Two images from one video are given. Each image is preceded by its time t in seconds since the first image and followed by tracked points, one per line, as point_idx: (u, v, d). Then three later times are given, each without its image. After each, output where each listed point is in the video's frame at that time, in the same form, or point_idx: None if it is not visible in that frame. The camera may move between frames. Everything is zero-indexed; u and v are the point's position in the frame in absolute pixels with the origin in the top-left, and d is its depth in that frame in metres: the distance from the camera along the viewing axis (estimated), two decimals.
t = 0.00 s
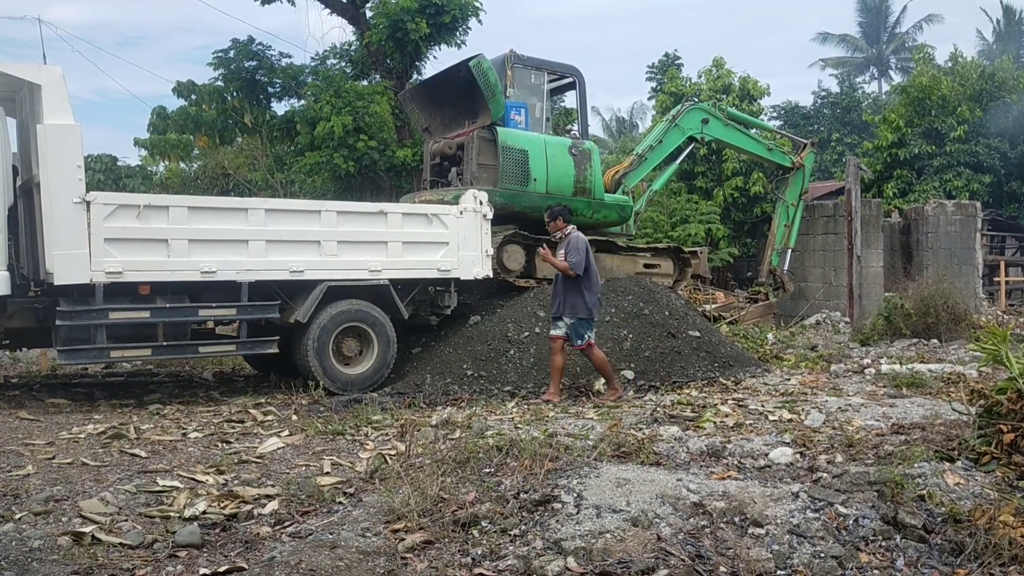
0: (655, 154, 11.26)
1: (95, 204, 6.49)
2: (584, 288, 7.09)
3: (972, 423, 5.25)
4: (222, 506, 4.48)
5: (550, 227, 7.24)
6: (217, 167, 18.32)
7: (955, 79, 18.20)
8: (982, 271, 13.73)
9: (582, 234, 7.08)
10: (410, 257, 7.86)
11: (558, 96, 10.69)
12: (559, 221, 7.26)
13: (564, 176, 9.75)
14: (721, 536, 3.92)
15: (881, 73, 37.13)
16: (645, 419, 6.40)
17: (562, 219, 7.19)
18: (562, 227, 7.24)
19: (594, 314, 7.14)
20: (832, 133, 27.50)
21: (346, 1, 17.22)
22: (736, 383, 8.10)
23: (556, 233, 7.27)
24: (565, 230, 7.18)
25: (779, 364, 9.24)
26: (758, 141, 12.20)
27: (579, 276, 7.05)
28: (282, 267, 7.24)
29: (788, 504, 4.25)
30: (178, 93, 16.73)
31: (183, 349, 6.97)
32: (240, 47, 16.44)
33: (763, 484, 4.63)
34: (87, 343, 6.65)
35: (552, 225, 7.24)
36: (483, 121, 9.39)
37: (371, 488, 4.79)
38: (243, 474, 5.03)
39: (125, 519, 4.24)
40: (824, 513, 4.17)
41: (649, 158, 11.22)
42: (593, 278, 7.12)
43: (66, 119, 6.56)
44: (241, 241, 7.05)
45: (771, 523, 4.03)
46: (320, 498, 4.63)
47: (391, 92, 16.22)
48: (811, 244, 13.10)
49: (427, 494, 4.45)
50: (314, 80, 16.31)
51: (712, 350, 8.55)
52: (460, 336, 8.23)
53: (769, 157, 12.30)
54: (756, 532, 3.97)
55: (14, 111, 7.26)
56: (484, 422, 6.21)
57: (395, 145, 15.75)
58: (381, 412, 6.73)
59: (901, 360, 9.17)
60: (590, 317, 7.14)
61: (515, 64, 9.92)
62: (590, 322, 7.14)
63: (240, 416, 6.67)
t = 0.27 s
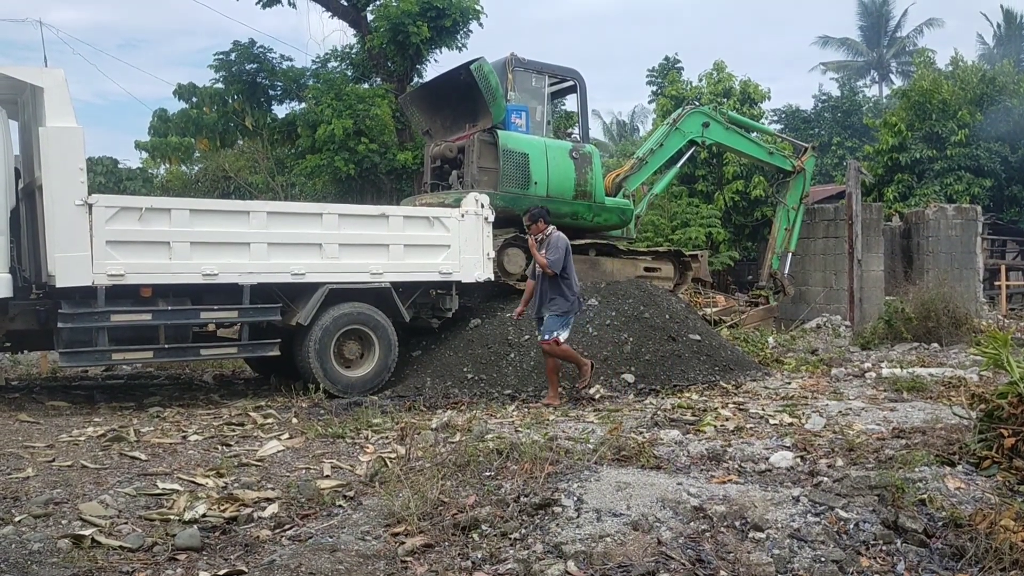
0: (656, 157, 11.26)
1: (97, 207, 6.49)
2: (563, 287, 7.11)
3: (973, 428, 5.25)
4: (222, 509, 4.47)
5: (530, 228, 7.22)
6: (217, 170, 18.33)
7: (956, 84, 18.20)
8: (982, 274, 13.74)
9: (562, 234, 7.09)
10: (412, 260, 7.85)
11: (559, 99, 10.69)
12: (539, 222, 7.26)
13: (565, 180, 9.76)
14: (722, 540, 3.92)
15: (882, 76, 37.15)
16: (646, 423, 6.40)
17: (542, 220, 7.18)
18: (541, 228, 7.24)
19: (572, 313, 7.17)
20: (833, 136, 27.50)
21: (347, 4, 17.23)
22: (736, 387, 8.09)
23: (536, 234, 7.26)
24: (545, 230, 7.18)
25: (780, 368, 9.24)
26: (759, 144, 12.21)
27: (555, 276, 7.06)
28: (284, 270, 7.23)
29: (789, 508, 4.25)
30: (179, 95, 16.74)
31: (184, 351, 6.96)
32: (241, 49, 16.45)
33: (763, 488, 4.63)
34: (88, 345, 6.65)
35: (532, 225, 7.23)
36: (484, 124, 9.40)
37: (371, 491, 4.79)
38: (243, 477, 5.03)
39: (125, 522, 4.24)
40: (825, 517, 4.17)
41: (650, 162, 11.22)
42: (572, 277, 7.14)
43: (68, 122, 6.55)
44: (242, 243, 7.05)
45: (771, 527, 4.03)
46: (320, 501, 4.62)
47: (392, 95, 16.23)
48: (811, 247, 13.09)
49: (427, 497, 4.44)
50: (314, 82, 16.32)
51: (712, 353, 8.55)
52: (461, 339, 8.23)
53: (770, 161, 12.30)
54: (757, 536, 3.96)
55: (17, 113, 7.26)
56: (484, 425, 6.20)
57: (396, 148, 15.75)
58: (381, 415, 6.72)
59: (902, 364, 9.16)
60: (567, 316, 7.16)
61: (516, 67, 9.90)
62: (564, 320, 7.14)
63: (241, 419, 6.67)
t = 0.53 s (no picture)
0: (656, 162, 11.27)
1: (98, 211, 6.50)
2: (549, 292, 7.10)
3: (973, 433, 5.25)
4: (223, 513, 4.47)
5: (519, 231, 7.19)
6: (218, 174, 18.35)
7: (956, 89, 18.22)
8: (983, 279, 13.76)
9: (549, 240, 7.10)
10: (412, 264, 7.86)
11: (559, 104, 10.70)
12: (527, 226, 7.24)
13: (565, 184, 9.76)
14: (722, 544, 3.92)
15: (881, 81, 37.19)
16: (646, 427, 6.40)
17: (530, 224, 7.17)
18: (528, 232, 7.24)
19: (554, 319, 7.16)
20: (833, 141, 27.54)
21: (348, 9, 17.27)
22: (737, 391, 8.09)
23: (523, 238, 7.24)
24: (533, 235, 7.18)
25: (780, 372, 9.24)
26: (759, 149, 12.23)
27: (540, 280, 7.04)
28: (284, 274, 7.24)
29: (789, 513, 4.25)
30: (180, 99, 16.77)
31: (184, 355, 6.97)
32: (242, 54, 16.49)
33: (764, 492, 4.62)
34: (88, 348, 6.65)
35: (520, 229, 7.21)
36: (485, 128, 9.41)
37: (371, 496, 4.79)
38: (243, 481, 5.03)
39: (125, 526, 4.23)
40: (825, 521, 4.17)
41: (650, 166, 11.23)
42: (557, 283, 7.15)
43: (69, 127, 6.55)
44: (243, 247, 7.06)
45: (772, 532, 4.02)
46: (320, 505, 4.62)
47: (392, 99, 16.26)
48: (812, 252, 13.09)
49: (428, 502, 4.44)
50: (315, 87, 16.35)
51: (713, 358, 8.55)
52: (461, 343, 8.24)
53: (770, 165, 12.31)
54: (757, 541, 3.96)
55: (18, 118, 7.28)
56: (484, 429, 6.20)
57: (397, 152, 15.77)
58: (381, 420, 6.72)
59: (902, 369, 9.17)
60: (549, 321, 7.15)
61: (517, 72, 9.92)
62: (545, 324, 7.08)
63: (241, 423, 6.66)
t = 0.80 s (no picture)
0: (656, 163, 11.27)
1: (93, 212, 6.49)
2: (529, 299, 6.98)
3: (974, 433, 5.24)
4: (223, 515, 4.47)
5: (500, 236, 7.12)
6: (218, 175, 18.34)
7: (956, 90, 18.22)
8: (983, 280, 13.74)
9: (530, 245, 7.00)
10: (409, 266, 7.86)
11: (559, 105, 10.70)
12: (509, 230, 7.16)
13: (565, 185, 9.76)
14: (723, 546, 3.91)
15: (882, 82, 37.18)
16: (646, 428, 6.40)
17: (512, 228, 7.09)
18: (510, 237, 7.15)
19: (536, 326, 7.02)
20: (833, 141, 27.54)
21: (348, 10, 17.27)
22: (737, 392, 8.08)
23: (505, 242, 7.16)
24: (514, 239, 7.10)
25: (781, 373, 9.24)
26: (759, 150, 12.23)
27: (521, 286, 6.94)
28: (281, 276, 7.24)
29: (790, 514, 4.24)
30: (181, 101, 16.77)
31: (180, 357, 6.97)
32: (242, 55, 16.51)
33: (764, 494, 4.62)
34: (83, 350, 6.65)
35: (501, 234, 7.14)
36: (485, 129, 9.41)
37: (372, 497, 4.78)
38: (243, 483, 5.02)
39: (125, 528, 4.23)
40: (826, 522, 4.16)
41: (650, 167, 11.23)
42: (538, 289, 7.03)
43: (65, 127, 6.56)
44: (239, 249, 7.06)
45: (773, 533, 4.02)
46: (320, 507, 4.62)
47: (393, 100, 16.26)
48: (812, 253, 13.09)
49: (428, 503, 4.44)
50: (315, 88, 16.36)
51: (713, 359, 8.55)
52: (461, 344, 8.23)
53: (770, 166, 12.31)
54: (758, 542, 3.96)
55: (14, 118, 7.29)
56: (484, 431, 6.20)
57: (397, 154, 15.76)
58: (382, 421, 6.71)
59: (903, 369, 9.16)
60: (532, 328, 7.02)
61: (517, 72, 9.93)
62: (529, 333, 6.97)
63: (241, 425, 6.66)
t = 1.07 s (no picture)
0: (657, 162, 11.27)
1: (87, 211, 6.48)
2: (512, 297, 6.94)
3: (975, 432, 5.23)
4: (224, 515, 4.47)
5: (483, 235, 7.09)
6: (219, 176, 18.35)
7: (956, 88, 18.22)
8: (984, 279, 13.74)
9: (511, 243, 6.90)
10: (404, 266, 7.86)
11: (560, 104, 10.70)
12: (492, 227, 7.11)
13: (565, 184, 9.75)
14: (724, 544, 3.91)
15: (882, 81, 37.15)
16: (647, 427, 6.39)
17: (494, 226, 7.03)
18: (495, 234, 7.10)
19: (522, 323, 7.00)
20: (833, 141, 27.54)
21: (348, 10, 17.27)
22: (738, 391, 8.08)
23: (489, 239, 7.13)
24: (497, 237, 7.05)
25: (781, 372, 9.24)
26: (760, 149, 12.22)
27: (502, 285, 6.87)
28: (275, 276, 7.24)
29: (791, 513, 4.24)
30: (181, 101, 16.77)
31: (174, 357, 6.97)
32: (242, 56, 16.52)
33: (766, 493, 4.62)
34: (76, 350, 6.64)
35: (485, 232, 7.11)
36: (485, 129, 9.41)
37: (373, 497, 4.79)
38: (245, 483, 5.02)
39: (126, 528, 4.23)
40: (827, 521, 4.16)
41: (651, 166, 11.23)
42: (522, 286, 6.94)
43: (58, 126, 6.56)
44: (234, 249, 7.06)
45: (774, 532, 4.02)
46: (322, 507, 4.62)
47: (393, 100, 16.27)
48: (813, 251, 13.08)
49: (429, 502, 4.44)
50: (315, 88, 16.36)
51: (714, 358, 8.54)
52: (461, 344, 8.23)
53: (771, 165, 12.30)
54: (759, 541, 3.96)
55: (8, 118, 7.29)
56: (485, 430, 6.20)
57: (397, 154, 15.76)
58: (383, 421, 6.71)
59: (904, 368, 9.16)
60: (518, 325, 7.01)
61: (516, 72, 9.92)
62: (516, 332, 6.98)
63: (241, 425, 6.66)
